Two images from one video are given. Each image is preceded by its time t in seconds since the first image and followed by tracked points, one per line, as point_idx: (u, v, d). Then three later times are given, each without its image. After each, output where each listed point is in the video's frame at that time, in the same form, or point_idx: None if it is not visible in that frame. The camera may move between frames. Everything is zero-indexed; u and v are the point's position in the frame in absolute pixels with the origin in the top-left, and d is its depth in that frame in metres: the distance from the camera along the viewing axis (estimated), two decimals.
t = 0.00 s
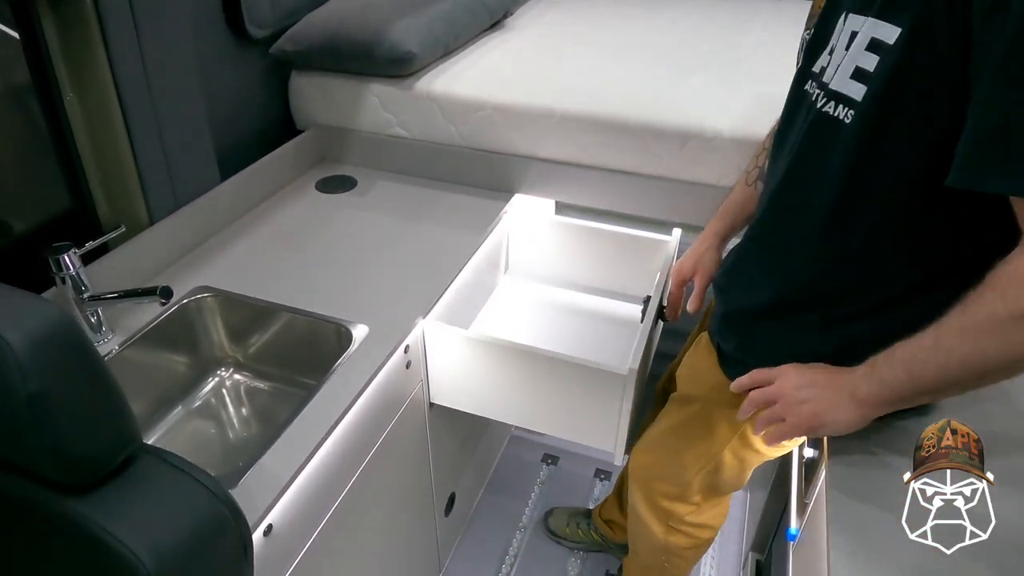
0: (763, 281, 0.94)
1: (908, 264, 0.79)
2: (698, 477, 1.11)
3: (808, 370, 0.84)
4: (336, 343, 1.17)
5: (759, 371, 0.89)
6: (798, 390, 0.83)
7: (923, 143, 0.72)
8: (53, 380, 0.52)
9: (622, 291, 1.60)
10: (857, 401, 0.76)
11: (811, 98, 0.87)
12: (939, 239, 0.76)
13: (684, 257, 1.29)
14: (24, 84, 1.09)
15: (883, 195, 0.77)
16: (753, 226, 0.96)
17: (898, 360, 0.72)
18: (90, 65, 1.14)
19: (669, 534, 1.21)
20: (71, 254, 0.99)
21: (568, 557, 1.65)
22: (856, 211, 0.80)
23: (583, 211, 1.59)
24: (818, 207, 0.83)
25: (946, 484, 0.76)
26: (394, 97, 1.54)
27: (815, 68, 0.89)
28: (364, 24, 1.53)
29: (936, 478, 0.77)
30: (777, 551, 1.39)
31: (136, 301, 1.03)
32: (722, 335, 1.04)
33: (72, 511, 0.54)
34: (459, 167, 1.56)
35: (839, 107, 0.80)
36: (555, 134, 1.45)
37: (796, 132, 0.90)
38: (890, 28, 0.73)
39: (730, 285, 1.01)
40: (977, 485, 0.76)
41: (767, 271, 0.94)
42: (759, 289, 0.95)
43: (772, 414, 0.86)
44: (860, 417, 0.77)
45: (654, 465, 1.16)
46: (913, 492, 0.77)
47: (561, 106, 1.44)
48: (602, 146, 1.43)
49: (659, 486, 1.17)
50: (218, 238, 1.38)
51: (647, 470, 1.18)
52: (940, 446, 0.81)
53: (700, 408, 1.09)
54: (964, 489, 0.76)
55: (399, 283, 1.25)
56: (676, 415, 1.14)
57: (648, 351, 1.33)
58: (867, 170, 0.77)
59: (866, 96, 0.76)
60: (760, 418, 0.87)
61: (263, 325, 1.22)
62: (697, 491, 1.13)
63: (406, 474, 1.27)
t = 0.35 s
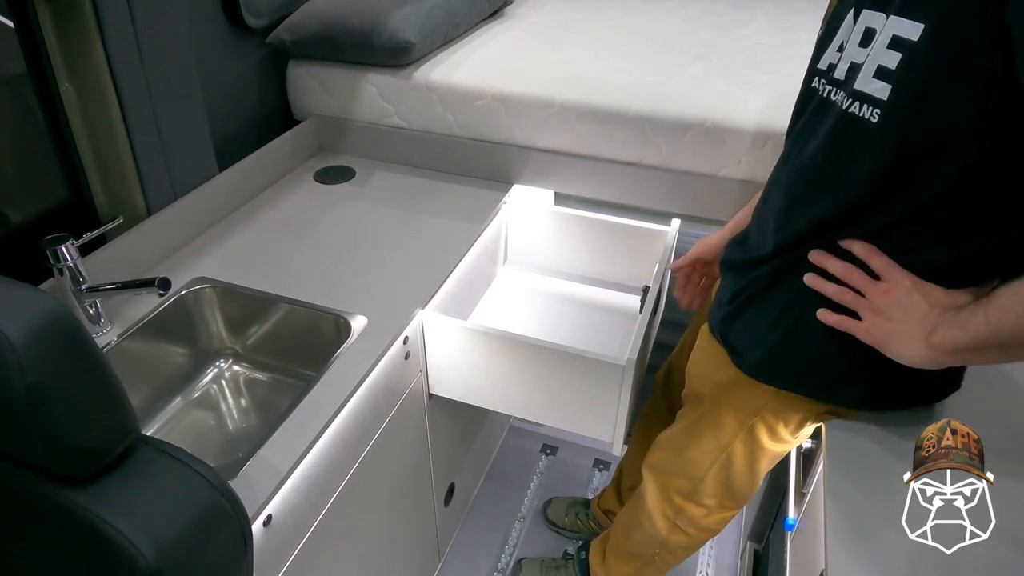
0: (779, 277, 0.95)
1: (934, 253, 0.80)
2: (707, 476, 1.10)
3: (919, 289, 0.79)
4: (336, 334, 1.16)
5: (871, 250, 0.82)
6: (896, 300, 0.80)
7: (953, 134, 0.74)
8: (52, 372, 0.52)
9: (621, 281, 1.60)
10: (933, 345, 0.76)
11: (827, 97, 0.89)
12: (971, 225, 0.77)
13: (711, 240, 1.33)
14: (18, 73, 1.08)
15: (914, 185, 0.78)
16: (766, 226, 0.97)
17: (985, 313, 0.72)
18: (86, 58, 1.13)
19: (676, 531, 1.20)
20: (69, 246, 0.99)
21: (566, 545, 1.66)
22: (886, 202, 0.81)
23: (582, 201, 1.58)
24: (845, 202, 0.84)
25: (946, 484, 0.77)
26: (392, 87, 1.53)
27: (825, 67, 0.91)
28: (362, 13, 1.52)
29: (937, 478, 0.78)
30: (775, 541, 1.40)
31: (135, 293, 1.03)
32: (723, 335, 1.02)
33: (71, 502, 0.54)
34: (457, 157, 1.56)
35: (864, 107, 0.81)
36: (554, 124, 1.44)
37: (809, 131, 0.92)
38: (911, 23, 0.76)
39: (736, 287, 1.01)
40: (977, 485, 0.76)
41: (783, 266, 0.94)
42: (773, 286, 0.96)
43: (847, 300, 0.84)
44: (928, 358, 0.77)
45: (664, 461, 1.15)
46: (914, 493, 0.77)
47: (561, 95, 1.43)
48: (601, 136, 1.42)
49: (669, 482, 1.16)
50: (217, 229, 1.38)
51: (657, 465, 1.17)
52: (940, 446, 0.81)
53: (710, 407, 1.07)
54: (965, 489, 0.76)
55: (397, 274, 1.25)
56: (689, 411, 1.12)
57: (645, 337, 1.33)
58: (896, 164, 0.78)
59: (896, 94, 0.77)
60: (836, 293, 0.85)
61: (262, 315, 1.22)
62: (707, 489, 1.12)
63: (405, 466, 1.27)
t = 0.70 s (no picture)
0: (777, 277, 0.95)
1: (929, 259, 0.80)
2: (709, 472, 1.10)
3: (904, 293, 0.79)
4: (336, 326, 1.16)
5: (866, 248, 0.82)
6: (880, 300, 0.80)
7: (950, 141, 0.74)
8: (51, 365, 0.51)
9: (621, 274, 1.60)
10: (907, 356, 0.76)
11: (829, 100, 0.89)
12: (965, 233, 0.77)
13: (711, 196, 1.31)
14: (15, 65, 1.08)
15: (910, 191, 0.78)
16: (766, 228, 0.98)
17: (957, 332, 0.71)
18: (84, 52, 1.13)
19: (678, 526, 1.20)
20: (68, 238, 0.99)
21: (566, 537, 1.67)
22: (882, 207, 0.82)
23: (583, 194, 1.58)
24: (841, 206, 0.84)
25: (946, 484, 0.76)
26: (391, 79, 1.52)
27: (830, 69, 0.91)
28: (361, 4, 1.51)
29: (936, 478, 0.77)
30: (774, 533, 1.40)
31: (134, 286, 1.03)
32: (722, 331, 1.03)
33: (72, 496, 0.54)
34: (457, 150, 1.56)
35: (861, 114, 0.82)
36: (555, 117, 1.44)
37: (810, 135, 0.92)
38: (914, 30, 0.76)
39: (736, 284, 1.02)
40: (977, 485, 0.76)
41: (781, 267, 0.95)
42: (772, 286, 0.96)
43: (832, 293, 0.84)
44: (900, 366, 0.77)
45: (664, 457, 1.15)
46: (914, 494, 0.76)
47: (561, 87, 1.42)
48: (601, 128, 1.42)
49: (670, 478, 1.16)
50: (216, 221, 1.38)
51: (658, 461, 1.17)
52: (940, 446, 0.81)
53: (710, 404, 1.07)
54: (965, 489, 0.75)
55: (397, 266, 1.25)
56: (689, 408, 1.12)
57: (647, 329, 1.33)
58: (892, 169, 0.79)
59: (893, 102, 0.77)
60: (823, 290, 0.85)
61: (262, 308, 1.22)
62: (709, 485, 1.12)
63: (405, 458, 1.27)
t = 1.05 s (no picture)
0: (779, 274, 0.95)
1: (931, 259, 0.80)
2: (708, 465, 1.11)
3: (907, 293, 0.79)
4: (336, 320, 1.16)
5: (869, 246, 0.82)
6: (884, 298, 0.80)
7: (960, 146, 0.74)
8: (54, 359, 0.52)
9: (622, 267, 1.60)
10: (914, 357, 0.76)
11: (834, 99, 0.89)
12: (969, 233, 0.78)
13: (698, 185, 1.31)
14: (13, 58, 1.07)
15: (917, 193, 0.79)
16: (768, 225, 0.98)
17: (969, 336, 0.71)
18: (83, 45, 1.12)
19: (677, 519, 1.20)
20: (68, 232, 0.99)
21: (566, 530, 1.67)
22: (889, 208, 0.82)
23: (583, 187, 1.58)
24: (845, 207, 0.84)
25: (946, 484, 0.75)
26: (391, 73, 1.52)
27: (834, 67, 0.91)
28: None
29: (936, 478, 0.76)
30: (773, 526, 1.41)
31: (135, 279, 1.03)
32: (723, 326, 1.03)
33: (76, 489, 0.55)
34: (457, 144, 1.55)
35: (869, 117, 0.82)
36: (555, 110, 1.44)
37: (813, 134, 0.92)
38: (924, 34, 0.76)
39: (736, 280, 1.02)
40: (977, 485, 0.75)
41: (782, 263, 0.95)
42: (773, 282, 0.96)
43: (835, 292, 0.84)
44: (906, 366, 0.77)
45: (664, 451, 1.16)
46: (914, 494, 0.76)
47: (561, 81, 1.42)
48: (601, 121, 1.42)
49: (670, 472, 1.16)
50: (215, 215, 1.37)
51: (657, 455, 1.17)
52: (940, 446, 0.80)
53: (711, 399, 1.07)
54: (965, 489, 0.74)
55: (398, 260, 1.25)
56: (689, 402, 1.12)
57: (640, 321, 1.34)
58: (900, 171, 0.79)
59: (902, 106, 0.78)
60: (824, 288, 0.85)
61: (263, 302, 1.22)
62: (708, 478, 1.13)
63: (406, 452, 1.27)
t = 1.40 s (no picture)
0: (779, 262, 0.95)
1: (930, 247, 0.81)
2: (707, 454, 1.11)
3: (907, 283, 0.79)
4: (336, 309, 1.16)
5: (869, 236, 0.82)
6: (884, 289, 0.80)
7: (963, 134, 0.74)
8: (55, 349, 0.52)
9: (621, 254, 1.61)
10: (912, 345, 0.76)
11: (835, 89, 0.89)
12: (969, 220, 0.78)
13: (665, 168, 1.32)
14: (9, 47, 1.06)
15: (918, 181, 0.79)
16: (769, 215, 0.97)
17: (967, 324, 0.71)
18: (80, 34, 1.12)
19: (676, 506, 1.21)
20: (67, 222, 0.99)
21: (565, 518, 1.68)
22: (890, 197, 0.82)
23: (583, 177, 1.57)
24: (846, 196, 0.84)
25: (946, 484, 0.75)
26: (390, 61, 1.51)
27: (836, 57, 0.91)
28: None
29: (936, 478, 0.75)
30: (770, 515, 1.42)
31: (134, 269, 1.03)
32: (722, 314, 1.03)
33: (79, 479, 0.55)
34: (457, 133, 1.55)
35: (871, 106, 0.82)
36: (555, 99, 1.43)
37: (814, 124, 0.91)
38: (926, 23, 0.76)
39: (736, 269, 1.02)
40: (977, 485, 0.74)
41: (782, 252, 0.95)
42: (772, 270, 0.96)
43: (834, 281, 0.84)
44: (903, 354, 0.77)
45: (664, 439, 1.16)
46: (914, 494, 0.75)
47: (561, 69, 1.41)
48: (601, 110, 1.41)
49: (669, 460, 1.17)
50: (214, 204, 1.37)
51: (656, 443, 1.18)
52: (940, 446, 0.79)
53: (710, 388, 1.07)
54: (965, 489, 0.74)
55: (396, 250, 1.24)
56: (687, 391, 1.13)
57: (606, 305, 1.36)
58: (902, 160, 0.79)
59: (904, 95, 0.77)
60: (824, 277, 0.85)
61: (263, 292, 1.22)
62: (707, 466, 1.13)
63: (405, 441, 1.28)
